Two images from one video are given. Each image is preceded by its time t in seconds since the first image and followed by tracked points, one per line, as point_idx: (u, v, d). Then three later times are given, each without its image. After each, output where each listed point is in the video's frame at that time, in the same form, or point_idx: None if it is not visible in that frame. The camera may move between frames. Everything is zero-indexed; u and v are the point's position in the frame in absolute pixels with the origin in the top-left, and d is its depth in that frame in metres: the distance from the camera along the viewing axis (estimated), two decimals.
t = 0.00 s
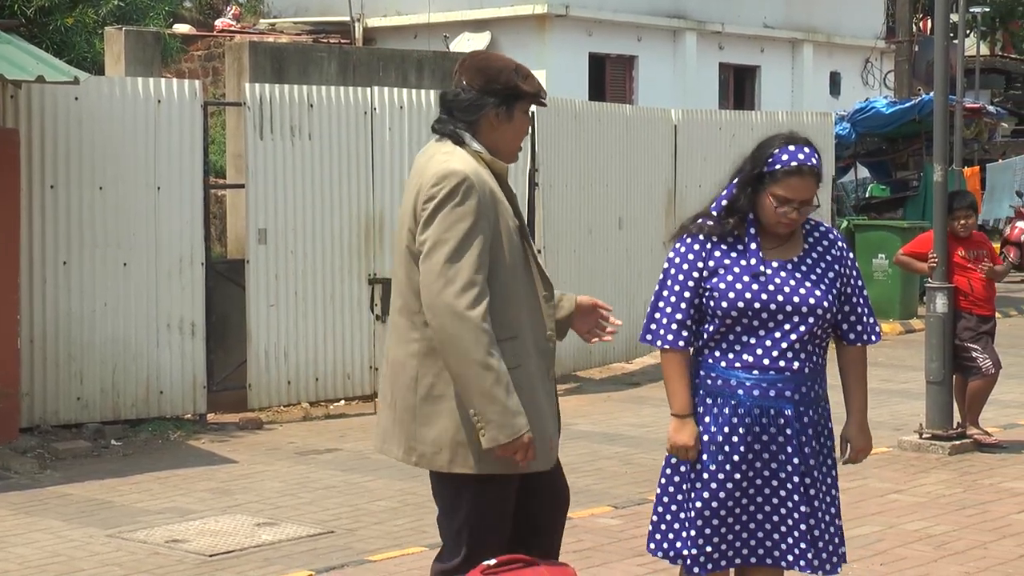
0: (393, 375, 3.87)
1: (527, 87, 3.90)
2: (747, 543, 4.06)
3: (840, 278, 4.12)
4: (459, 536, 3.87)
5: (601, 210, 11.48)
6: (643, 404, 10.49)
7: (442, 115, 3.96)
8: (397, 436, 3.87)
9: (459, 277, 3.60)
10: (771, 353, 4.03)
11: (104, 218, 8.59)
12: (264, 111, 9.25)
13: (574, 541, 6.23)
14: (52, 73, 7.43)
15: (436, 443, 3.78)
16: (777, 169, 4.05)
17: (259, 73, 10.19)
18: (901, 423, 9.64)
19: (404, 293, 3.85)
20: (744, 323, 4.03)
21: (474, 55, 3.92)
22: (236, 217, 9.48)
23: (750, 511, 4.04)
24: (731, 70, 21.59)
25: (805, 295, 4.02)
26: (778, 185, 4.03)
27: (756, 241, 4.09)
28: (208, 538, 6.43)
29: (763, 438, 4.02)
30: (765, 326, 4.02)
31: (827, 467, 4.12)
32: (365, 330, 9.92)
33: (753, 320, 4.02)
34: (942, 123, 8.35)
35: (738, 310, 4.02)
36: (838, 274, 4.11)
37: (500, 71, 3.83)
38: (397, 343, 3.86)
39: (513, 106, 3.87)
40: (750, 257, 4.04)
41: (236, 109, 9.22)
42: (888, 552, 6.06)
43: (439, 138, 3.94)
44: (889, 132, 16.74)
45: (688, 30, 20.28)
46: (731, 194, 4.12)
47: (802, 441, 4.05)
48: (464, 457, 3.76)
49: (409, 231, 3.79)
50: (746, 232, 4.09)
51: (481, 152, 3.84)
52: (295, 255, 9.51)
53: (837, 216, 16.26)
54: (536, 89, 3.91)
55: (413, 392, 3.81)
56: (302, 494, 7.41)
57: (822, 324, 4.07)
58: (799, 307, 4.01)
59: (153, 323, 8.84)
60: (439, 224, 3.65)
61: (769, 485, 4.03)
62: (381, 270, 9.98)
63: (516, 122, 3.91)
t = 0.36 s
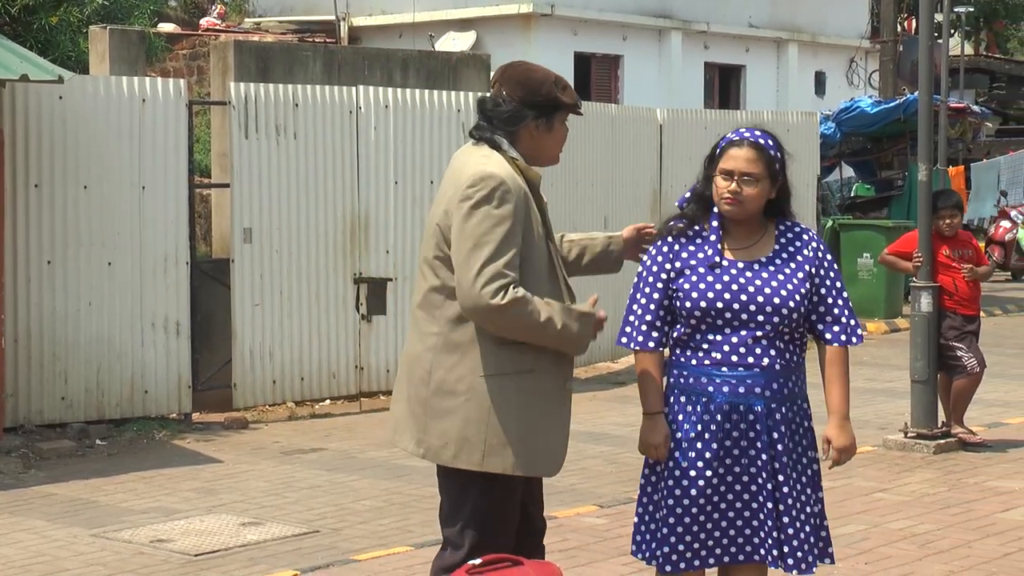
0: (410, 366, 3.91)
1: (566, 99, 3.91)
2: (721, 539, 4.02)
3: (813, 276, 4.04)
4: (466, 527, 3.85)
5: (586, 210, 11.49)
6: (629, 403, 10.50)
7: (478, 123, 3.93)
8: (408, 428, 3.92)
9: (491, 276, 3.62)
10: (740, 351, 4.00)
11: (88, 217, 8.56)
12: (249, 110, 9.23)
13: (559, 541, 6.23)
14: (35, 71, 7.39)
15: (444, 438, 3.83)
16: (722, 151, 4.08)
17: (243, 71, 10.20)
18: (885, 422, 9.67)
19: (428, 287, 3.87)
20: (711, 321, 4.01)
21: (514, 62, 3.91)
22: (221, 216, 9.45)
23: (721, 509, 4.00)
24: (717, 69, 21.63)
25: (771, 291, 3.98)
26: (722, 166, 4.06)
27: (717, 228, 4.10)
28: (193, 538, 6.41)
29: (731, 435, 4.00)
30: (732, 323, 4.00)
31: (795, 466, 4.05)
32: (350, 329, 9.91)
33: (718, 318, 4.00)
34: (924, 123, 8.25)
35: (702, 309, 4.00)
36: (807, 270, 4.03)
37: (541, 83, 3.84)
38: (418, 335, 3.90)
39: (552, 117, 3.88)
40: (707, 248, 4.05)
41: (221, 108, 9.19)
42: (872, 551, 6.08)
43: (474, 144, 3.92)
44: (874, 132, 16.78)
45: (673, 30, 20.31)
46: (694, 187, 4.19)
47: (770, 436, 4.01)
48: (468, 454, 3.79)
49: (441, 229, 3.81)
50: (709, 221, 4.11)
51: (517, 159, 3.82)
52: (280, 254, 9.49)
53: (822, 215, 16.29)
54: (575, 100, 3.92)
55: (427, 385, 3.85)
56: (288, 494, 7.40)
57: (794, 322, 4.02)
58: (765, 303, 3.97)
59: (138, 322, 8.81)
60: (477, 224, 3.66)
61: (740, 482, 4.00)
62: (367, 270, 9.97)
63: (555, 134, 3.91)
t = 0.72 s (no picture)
0: (447, 355, 3.91)
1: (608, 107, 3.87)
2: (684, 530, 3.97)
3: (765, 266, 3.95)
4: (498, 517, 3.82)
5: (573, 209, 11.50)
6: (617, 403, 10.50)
7: (519, 118, 3.92)
8: (451, 415, 3.92)
9: (533, 271, 3.61)
10: (690, 343, 3.94)
11: (74, 217, 8.54)
12: (236, 110, 9.21)
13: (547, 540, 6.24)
14: (22, 71, 7.37)
15: (478, 425, 3.80)
16: (690, 143, 4.03)
17: (229, 70, 10.18)
18: (872, 422, 9.69)
19: (463, 279, 3.86)
20: (660, 312, 3.97)
21: (559, 67, 3.88)
22: (207, 215, 9.42)
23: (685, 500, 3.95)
24: (703, 69, 21.65)
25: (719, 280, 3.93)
26: (680, 156, 4.01)
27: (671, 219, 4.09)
28: (180, 538, 6.40)
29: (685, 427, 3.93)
30: (682, 314, 3.95)
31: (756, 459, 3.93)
32: (337, 329, 9.89)
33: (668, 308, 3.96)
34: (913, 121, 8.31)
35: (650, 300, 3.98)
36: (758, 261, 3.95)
37: (585, 90, 3.81)
38: (454, 326, 3.89)
39: (591, 122, 3.86)
40: (649, 233, 4.07)
41: (207, 108, 9.17)
42: (859, 550, 6.09)
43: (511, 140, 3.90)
44: (860, 131, 16.81)
45: (660, 30, 20.34)
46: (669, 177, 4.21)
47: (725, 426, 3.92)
48: (502, 442, 3.75)
49: (480, 225, 3.78)
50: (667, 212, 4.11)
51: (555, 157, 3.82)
52: (266, 254, 9.47)
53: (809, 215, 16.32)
54: (617, 108, 3.88)
55: (462, 374, 3.84)
56: (275, 494, 7.39)
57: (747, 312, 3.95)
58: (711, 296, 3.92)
59: (125, 322, 8.79)
60: (519, 224, 3.64)
61: (698, 474, 3.93)
62: (354, 269, 9.95)
63: (592, 139, 3.89)
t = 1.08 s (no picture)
0: (455, 354, 3.91)
1: (616, 106, 3.86)
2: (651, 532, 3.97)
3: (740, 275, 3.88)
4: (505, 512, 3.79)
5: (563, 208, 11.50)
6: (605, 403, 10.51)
7: (527, 118, 3.93)
8: (458, 414, 3.90)
9: (533, 270, 3.61)
10: (672, 345, 3.95)
11: (62, 217, 8.51)
12: (224, 110, 9.19)
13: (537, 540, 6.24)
14: (9, 71, 7.35)
15: (485, 423, 3.80)
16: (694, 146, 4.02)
17: (217, 71, 10.17)
18: (860, 422, 9.71)
19: (471, 281, 3.87)
20: (645, 316, 3.99)
21: (570, 67, 3.89)
22: (196, 216, 9.41)
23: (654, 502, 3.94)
24: (691, 70, 21.68)
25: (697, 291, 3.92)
26: (685, 159, 4.00)
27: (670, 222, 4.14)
28: (168, 539, 6.39)
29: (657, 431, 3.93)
30: (664, 319, 3.96)
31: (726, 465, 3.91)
32: (326, 330, 9.88)
33: (648, 313, 3.97)
34: (901, 123, 8.32)
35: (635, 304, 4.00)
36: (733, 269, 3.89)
37: (590, 87, 3.81)
38: (461, 326, 3.90)
39: (596, 121, 3.84)
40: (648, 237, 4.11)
41: (196, 108, 9.15)
42: (848, 550, 6.10)
43: (521, 139, 3.91)
44: (849, 132, 16.84)
45: (648, 30, 20.36)
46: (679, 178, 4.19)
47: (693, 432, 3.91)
48: (507, 440, 3.75)
49: (483, 225, 3.78)
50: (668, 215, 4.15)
51: (560, 158, 3.81)
52: (254, 254, 9.45)
53: (798, 216, 16.34)
54: (625, 109, 3.87)
55: (469, 371, 3.84)
56: (263, 494, 7.38)
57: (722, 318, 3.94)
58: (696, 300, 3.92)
59: (113, 323, 8.76)
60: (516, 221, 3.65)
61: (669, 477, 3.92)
62: (343, 270, 9.94)
63: (599, 139, 3.87)
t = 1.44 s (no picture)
0: (455, 356, 3.93)
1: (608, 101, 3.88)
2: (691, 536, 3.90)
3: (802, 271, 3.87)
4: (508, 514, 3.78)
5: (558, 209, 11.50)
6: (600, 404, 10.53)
7: (521, 115, 3.95)
8: (458, 415, 3.92)
9: (527, 268, 3.62)
10: (715, 346, 3.90)
11: (55, 218, 8.50)
12: (218, 111, 9.18)
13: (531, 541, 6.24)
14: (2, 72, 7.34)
15: (489, 423, 3.80)
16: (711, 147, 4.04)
17: (211, 71, 10.16)
18: (855, 422, 9.71)
19: (470, 281, 3.90)
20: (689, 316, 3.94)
21: (561, 64, 3.92)
22: (190, 216, 9.41)
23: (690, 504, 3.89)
24: (686, 70, 21.70)
25: (744, 289, 3.86)
26: (706, 159, 4.02)
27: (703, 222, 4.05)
28: (163, 539, 6.38)
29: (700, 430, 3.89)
30: (707, 319, 3.91)
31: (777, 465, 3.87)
32: (320, 331, 9.88)
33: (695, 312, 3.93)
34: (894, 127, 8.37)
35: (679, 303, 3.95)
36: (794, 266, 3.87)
37: (584, 79, 3.82)
38: (462, 327, 3.92)
39: (591, 115, 3.86)
40: (685, 243, 4.03)
41: (190, 109, 9.14)
42: (843, 550, 6.11)
43: (515, 136, 3.92)
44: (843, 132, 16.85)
45: (642, 31, 20.37)
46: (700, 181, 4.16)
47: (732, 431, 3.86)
48: (510, 442, 3.76)
49: (479, 222, 3.81)
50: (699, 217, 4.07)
51: (554, 155, 3.83)
52: (248, 255, 9.44)
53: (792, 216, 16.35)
54: (618, 103, 3.89)
55: (470, 372, 3.86)
56: (258, 495, 7.38)
57: (778, 321, 3.87)
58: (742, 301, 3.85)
59: (107, 324, 8.76)
60: (509, 218, 3.66)
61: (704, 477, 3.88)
62: (338, 270, 9.94)
63: (594, 133, 3.89)
